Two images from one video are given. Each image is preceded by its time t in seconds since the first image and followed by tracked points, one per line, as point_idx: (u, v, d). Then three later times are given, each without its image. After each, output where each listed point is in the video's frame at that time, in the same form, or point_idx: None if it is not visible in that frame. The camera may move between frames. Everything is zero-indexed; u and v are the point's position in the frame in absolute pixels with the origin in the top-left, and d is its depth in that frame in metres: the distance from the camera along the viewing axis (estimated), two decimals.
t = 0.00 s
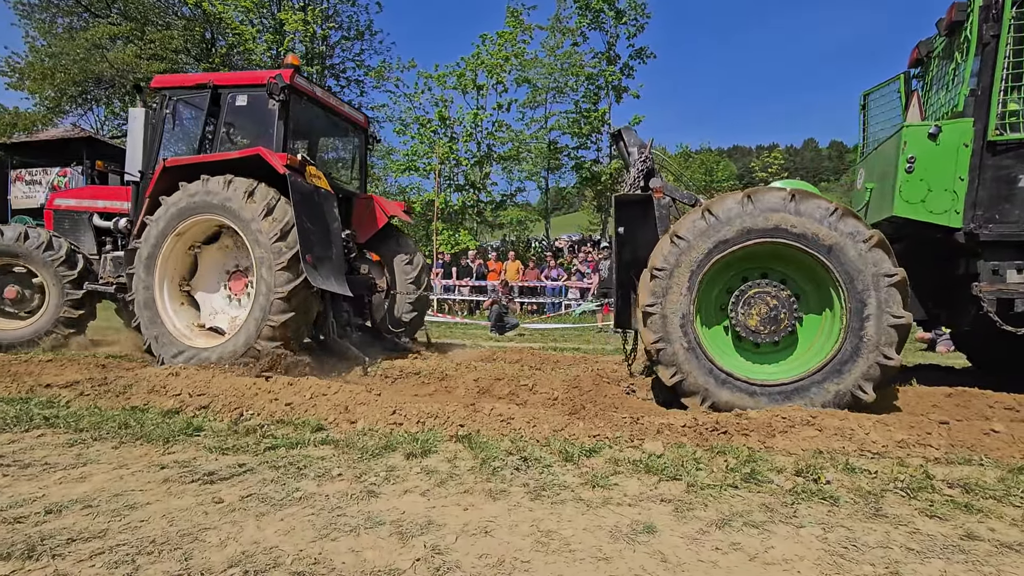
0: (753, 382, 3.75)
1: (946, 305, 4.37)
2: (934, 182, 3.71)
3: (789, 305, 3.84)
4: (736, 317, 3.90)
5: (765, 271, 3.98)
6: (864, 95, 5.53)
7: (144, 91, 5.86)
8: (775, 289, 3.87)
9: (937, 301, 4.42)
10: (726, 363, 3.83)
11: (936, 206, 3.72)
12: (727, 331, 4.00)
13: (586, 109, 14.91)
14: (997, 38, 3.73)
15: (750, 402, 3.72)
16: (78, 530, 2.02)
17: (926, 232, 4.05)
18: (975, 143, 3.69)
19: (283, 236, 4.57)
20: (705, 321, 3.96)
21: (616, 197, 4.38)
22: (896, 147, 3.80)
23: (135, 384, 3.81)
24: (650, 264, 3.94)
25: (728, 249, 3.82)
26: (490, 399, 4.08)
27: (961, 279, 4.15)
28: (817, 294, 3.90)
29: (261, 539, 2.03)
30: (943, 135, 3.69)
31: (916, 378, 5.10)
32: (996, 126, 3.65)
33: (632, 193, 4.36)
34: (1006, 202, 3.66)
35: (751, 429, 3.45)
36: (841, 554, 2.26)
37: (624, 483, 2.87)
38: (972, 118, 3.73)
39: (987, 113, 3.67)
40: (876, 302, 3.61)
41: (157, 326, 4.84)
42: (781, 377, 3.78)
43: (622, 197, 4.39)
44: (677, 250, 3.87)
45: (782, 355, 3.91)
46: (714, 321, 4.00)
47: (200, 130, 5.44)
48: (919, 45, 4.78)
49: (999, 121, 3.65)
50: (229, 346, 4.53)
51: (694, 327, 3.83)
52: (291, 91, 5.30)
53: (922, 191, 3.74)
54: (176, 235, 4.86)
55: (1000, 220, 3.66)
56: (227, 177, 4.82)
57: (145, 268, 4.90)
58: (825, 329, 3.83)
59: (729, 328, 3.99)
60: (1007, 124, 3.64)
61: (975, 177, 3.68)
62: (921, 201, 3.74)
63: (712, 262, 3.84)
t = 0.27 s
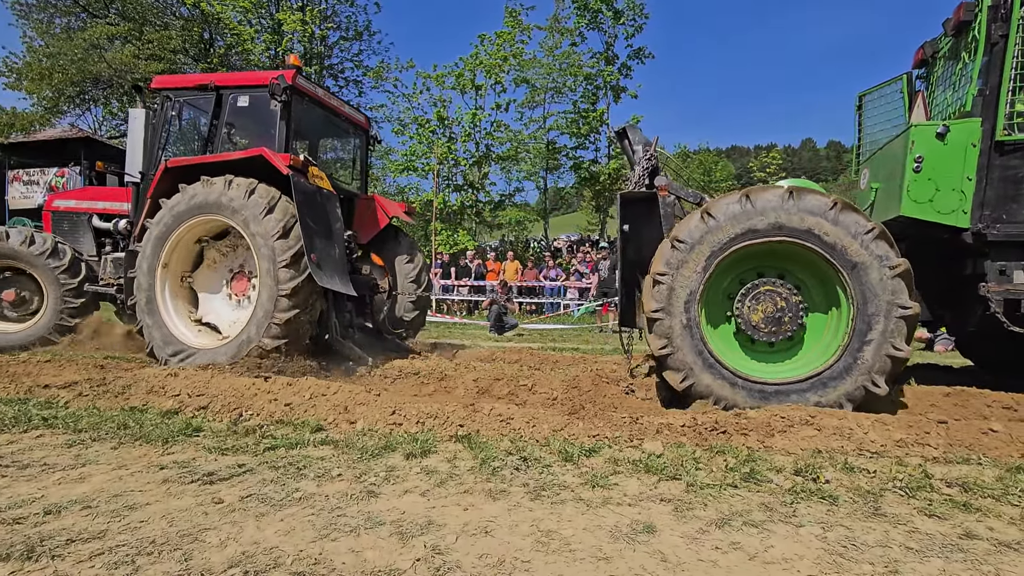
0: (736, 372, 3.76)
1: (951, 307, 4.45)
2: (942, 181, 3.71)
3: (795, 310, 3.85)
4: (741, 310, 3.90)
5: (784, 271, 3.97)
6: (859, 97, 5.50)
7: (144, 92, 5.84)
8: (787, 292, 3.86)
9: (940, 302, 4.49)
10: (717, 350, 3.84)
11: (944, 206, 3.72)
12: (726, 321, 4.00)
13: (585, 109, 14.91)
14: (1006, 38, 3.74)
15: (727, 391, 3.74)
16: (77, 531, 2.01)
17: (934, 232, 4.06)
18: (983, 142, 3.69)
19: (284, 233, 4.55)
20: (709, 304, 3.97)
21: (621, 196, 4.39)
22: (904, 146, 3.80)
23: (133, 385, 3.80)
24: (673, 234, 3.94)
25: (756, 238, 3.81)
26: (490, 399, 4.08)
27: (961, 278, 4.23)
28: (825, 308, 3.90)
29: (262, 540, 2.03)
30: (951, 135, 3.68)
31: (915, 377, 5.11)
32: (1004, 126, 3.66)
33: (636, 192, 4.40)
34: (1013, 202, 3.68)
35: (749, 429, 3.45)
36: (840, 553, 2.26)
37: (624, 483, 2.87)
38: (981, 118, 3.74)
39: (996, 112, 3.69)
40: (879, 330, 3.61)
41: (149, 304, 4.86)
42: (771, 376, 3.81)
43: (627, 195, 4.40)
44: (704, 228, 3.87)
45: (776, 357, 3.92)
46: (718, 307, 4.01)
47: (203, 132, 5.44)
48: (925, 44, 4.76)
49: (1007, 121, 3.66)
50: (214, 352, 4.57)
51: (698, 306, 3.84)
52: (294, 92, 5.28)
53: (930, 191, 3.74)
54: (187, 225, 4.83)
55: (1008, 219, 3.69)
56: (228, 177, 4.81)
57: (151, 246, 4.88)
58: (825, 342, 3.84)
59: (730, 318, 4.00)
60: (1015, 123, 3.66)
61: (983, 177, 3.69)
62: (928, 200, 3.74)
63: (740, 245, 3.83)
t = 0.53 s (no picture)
0: (727, 360, 3.78)
1: (960, 307, 4.47)
2: (950, 181, 3.69)
3: (804, 318, 3.82)
4: (751, 305, 3.89)
5: (806, 279, 3.95)
6: (864, 98, 5.50)
7: (149, 95, 5.85)
8: (801, 298, 3.83)
9: (947, 303, 4.53)
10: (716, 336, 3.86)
11: (953, 206, 3.70)
12: (732, 313, 4.01)
13: (587, 111, 14.92)
14: (1013, 37, 3.75)
15: (714, 379, 3.76)
16: (82, 534, 2.01)
17: (940, 232, 4.04)
18: (991, 142, 3.69)
19: (289, 233, 4.55)
20: (722, 292, 3.96)
21: (628, 199, 4.37)
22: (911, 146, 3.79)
23: (137, 387, 3.80)
24: (707, 214, 3.91)
25: (790, 237, 3.76)
26: (493, 401, 4.08)
27: (967, 279, 4.26)
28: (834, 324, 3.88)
29: (266, 542, 2.02)
30: (959, 134, 3.66)
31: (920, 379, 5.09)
32: (1012, 125, 3.65)
33: (644, 194, 4.35)
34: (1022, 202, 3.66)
35: (754, 431, 3.44)
36: (846, 556, 2.25)
37: (628, 486, 2.86)
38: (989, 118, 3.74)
39: (1004, 112, 3.69)
40: (880, 359, 3.60)
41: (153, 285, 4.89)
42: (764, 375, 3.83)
43: (635, 197, 4.39)
44: (739, 215, 3.84)
45: (775, 359, 3.93)
46: (729, 298, 4.00)
47: (210, 135, 5.46)
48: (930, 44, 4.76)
49: (1015, 120, 3.65)
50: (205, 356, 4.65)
51: (710, 290, 3.84)
52: (299, 93, 5.29)
53: (938, 191, 3.71)
54: (202, 222, 4.80)
55: (1016, 219, 3.68)
56: (232, 179, 4.80)
57: (165, 231, 4.87)
58: (826, 355, 3.83)
59: (737, 311, 4.01)
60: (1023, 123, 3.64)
61: (991, 176, 3.68)
62: (937, 200, 3.73)
63: (773, 239, 3.79)
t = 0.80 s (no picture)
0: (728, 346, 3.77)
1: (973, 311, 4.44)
2: (963, 183, 3.67)
3: (815, 326, 3.81)
4: (766, 302, 3.87)
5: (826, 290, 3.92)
6: (875, 98, 5.50)
7: (156, 98, 5.87)
8: (817, 307, 3.82)
9: (958, 308, 4.52)
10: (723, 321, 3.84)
11: (966, 208, 3.68)
12: (744, 304, 3.99)
13: (591, 112, 14.91)
14: None
15: (709, 363, 3.76)
16: (90, 537, 2.01)
17: (957, 233, 4.03)
18: (1004, 143, 3.66)
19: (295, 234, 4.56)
20: (741, 282, 3.91)
21: (637, 202, 4.36)
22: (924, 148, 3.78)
23: (144, 389, 3.82)
24: (750, 200, 3.86)
25: (826, 242, 3.71)
26: (497, 403, 4.07)
27: (980, 282, 4.23)
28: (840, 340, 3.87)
29: (273, 546, 2.02)
30: (971, 137, 3.65)
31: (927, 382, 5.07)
32: None
33: (655, 195, 4.32)
34: None
35: (759, 434, 3.43)
36: (854, 561, 2.23)
37: (634, 489, 2.85)
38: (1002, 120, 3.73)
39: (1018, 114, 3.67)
40: (878, 385, 3.58)
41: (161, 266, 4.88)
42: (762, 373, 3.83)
43: (643, 201, 4.38)
44: (782, 209, 3.79)
45: (775, 358, 3.93)
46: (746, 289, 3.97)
47: (218, 137, 5.47)
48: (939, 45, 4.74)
49: None
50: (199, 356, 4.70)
51: (732, 276, 3.80)
52: (305, 96, 5.31)
53: (951, 193, 3.70)
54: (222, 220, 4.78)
55: None
56: (237, 183, 4.81)
57: (186, 218, 4.86)
58: (825, 367, 3.83)
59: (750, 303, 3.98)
60: None
61: (1005, 178, 3.65)
62: (950, 203, 3.71)
63: (814, 241, 3.72)
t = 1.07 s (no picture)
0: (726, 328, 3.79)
1: (976, 311, 4.42)
2: (966, 184, 3.68)
3: (816, 330, 3.81)
4: (775, 297, 3.87)
5: (838, 302, 3.91)
6: (876, 99, 5.49)
7: (157, 99, 5.86)
8: (823, 313, 3.80)
9: (960, 309, 4.52)
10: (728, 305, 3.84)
11: (969, 209, 3.69)
12: (752, 296, 3.98)
13: (590, 113, 14.92)
14: None
15: (703, 341, 3.78)
16: (89, 540, 2.01)
17: (961, 235, 4.03)
18: (1008, 144, 3.67)
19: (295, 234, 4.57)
20: (754, 274, 3.91)
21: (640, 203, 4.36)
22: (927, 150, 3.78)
23: (143, 390, 3.81)
24: (787, 193, 3.83)
25: (849, 251, 3.68)
26: (497, 404, 4.07)
27: (984, 283, 4.22)
28: (837, 351, 3.86)
29: (273, 548, 2.02)
30: (975, 138, 3.66)
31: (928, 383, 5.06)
32: None
33: (657, 196, 4.31)
34: None
35: (759, 435, 3.42)
36: (853, 562, 2.23)
37: (634, 491, 2.85)
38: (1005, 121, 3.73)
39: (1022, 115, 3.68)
40: (861, 401, 3.60)
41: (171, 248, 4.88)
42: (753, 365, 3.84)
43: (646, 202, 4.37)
44: (818, 209, 3.76)
45: (770, 355, 3.93)
46: (758, 282, 3.97)
47: (219, 139, 5.47)
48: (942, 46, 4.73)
49: None
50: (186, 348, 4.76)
51: (748, 262, 3.80)
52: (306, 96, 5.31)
53: (954, 194, 3.70)
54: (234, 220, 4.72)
55: None
56: (237, 183, 4.81)
57: (205, 206, 4.82)
58: (818, 372, 3.83)
59: (758, 296, 3.98)
60: None
61: (1009, 179, 3.66)
62: (953, 204, 3.71)
63: (845, 248, 3.69)
